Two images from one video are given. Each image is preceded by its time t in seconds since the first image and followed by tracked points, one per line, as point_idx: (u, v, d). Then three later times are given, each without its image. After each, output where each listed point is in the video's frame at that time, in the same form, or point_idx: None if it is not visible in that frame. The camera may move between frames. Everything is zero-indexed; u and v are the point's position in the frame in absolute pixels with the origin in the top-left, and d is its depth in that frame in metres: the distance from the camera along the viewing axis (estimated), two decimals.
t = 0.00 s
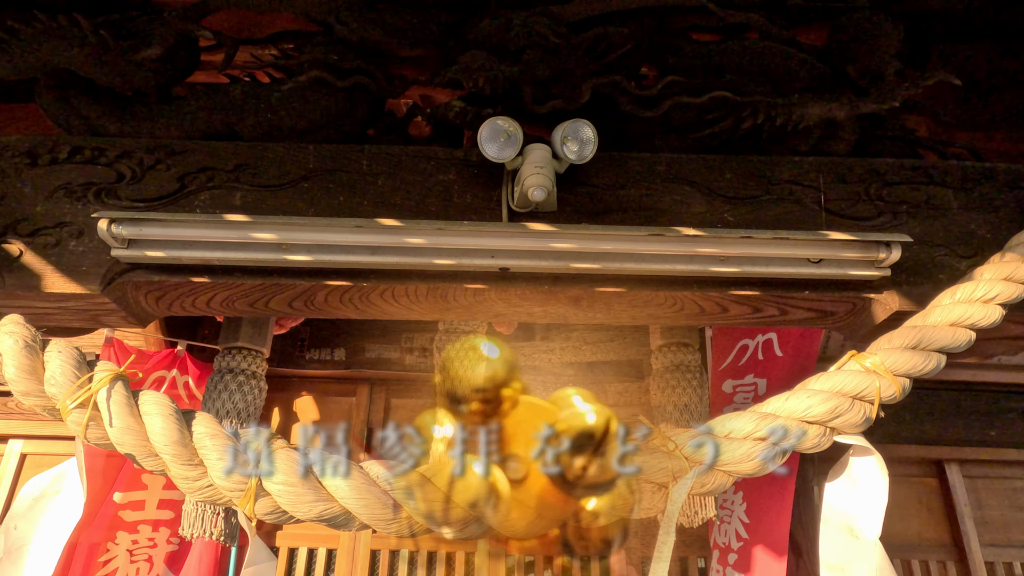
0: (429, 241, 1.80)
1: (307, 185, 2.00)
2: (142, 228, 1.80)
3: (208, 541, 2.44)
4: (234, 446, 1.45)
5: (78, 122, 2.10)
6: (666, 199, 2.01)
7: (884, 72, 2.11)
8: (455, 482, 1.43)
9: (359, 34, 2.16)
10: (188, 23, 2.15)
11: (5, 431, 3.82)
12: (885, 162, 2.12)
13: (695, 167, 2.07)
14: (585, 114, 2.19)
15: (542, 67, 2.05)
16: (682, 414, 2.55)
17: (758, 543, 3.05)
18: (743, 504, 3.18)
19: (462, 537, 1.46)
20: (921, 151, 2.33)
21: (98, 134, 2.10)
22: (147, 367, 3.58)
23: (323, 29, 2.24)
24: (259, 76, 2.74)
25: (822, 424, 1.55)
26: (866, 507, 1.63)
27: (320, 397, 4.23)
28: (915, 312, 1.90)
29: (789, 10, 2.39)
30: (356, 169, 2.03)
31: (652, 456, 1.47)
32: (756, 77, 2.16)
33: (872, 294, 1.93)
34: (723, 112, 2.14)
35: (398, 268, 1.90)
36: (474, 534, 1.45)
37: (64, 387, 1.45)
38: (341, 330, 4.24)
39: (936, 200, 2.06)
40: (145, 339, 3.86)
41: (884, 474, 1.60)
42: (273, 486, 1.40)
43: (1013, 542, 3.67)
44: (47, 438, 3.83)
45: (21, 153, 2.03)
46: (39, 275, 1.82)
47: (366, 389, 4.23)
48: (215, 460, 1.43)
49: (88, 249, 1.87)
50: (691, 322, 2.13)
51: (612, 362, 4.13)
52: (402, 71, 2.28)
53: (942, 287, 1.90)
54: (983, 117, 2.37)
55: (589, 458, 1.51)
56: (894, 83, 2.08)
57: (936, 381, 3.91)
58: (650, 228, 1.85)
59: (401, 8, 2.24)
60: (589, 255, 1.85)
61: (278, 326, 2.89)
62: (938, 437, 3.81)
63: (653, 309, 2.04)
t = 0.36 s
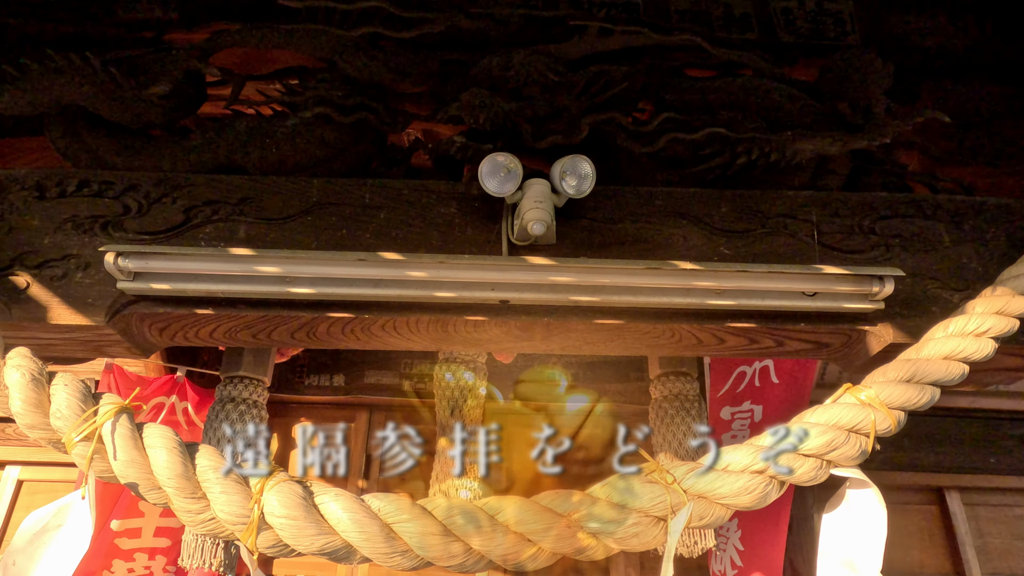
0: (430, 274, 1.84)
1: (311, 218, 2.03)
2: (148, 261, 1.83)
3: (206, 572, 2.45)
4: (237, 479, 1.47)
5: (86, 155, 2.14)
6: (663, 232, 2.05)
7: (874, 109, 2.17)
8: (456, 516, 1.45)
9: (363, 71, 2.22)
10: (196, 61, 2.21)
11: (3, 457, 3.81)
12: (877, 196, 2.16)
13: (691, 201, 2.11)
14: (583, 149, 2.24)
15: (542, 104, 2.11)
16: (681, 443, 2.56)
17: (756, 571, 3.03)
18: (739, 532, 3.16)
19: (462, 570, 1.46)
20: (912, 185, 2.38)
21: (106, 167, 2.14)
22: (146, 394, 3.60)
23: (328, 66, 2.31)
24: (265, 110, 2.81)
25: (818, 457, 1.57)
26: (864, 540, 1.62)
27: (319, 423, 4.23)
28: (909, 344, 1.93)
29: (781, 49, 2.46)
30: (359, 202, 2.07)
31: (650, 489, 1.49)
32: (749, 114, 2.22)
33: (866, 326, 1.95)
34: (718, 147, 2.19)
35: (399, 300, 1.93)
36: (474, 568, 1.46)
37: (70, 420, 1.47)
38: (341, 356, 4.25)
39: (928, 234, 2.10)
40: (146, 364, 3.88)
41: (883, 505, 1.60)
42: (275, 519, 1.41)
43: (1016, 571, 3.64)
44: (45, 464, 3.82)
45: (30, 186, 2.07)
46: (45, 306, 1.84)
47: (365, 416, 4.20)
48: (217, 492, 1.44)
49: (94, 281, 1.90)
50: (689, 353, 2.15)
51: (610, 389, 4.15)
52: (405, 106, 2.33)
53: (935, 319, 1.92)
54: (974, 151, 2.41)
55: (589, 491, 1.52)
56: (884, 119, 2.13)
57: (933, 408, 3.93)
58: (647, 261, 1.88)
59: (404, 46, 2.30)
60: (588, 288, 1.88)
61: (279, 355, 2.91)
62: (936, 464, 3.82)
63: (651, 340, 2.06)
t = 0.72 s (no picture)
0: (435, 295, 1.85)
1: (316, 238, 2.05)
2: (154, 281, 1.83)
3: None
4: (243, 501, 1.46)
5: (93, 176, 2.16)
6: (666, 253, 2.06)
7: (873, 132, 2.20)
8: (463, 538, 1.45)
9: (370, 94, 2.24)
10: (204, 84, 2.24)
11: None
12: (878, 218, 2.19)
13: (694, 222, 2.13)
14: (586, 170, 2.26)
15: (546, 127, 2.13)
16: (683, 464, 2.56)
17: None
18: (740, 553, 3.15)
19: None
20: (912, 207, 2.41)
21: (113, 188, 2.16)
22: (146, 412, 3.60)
23: (335, 89, 2.34)
24: (270, 131, 2.84)
25: (823, 479, 1.57)
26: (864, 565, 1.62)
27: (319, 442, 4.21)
28: (911, 366, 1.94)
29: (780, 73, 2.50)
30: (364, 223, 2.09)
31: (656, 511, 1.49)
32: (751, 136, 2.25)
33: (868, 347, 1.96)
34: (720, 169, 2.21)
35: (403, 321, 1.94)
36: None
37: (76, 442, 1.47)
38: (341, 374, 4.25)
39: (928, 256, 2.11)
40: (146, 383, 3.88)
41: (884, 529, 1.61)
42: (280, 541, 1.41)
43: None
44: (41, 483, 3.79)
45: (37, 206, 2.08)
46: (51, 326, 1.84)
47: (364, 433, 4.21)
48: (223, 514, 1.44)
49: (100, 300, 1.91)
50: (692, 373, 2.15)
51: (610, 407, 4.15)
52: (410, 128, 2.35)
53: (937, 340, 1.94)
54: (972, 174, 2.44)
55: (594, 513, 1.52)
56: (882, 142, 2.16)
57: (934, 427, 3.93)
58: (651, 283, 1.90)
59: (410, 70, 2.34)
60: (592, 309, 1.89)
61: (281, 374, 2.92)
62: (937, 484, 3.81)
63: (654, 360, 2.07)
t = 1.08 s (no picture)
0: (430, 311, 1.86)
1: (313, 254, 2.06)
2: (150, 297, 1.84)
3: None
4: (236, 517, 1.46)
5: (91, 192, 2.17)
6: (660, 269, 2.08)
7: (864, 149, 2.23)
8: (455, 555, 1.45)
9: (366, 110, 2.26)
10: (202, 101, 2.26)
11: None
12: (870, 234, 2.20)
13: (687, 238, 2.15)
14: (581, 186, 2.28)
15: (540, 143, 2.15)
16: (679, 479, 2.56)
17: None
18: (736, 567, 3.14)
19: None
20: (904, 222, 2.42)
21: (110, 203, 2.17)
22: (142, 426, 3.60)
23: (332, 105, 2.36)
24: (268, 146, 2.86)
25: (816, 496, 1.57)
26: None
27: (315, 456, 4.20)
28: (904, 381, 1.95)
29: (773, 89, 2.53)
30: (360, 239, 2.10)
31: (650, 528, 1.49)
32: (743, 153, 2.27)
33: (861, 362, 1.97)
34: (713, 186, 2.23)
35: (398, 336, 1.95)
36: None
37: (70, 458, 1.47)
38: (338, 387, 4.26)
39: (920, 271, 2.13)
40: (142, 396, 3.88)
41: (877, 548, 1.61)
42: (273, 559, 1.41)
43: None
44: (36, 497, 3.78)
45: (35, 222, 2.09)
46: (47, 342, 1.85)
47: (361, 446, 4.20)
48: (216, 531, 1.43)
49: (96, 316, 1.92)
50: (686, 388, 2.16)
51: (606, 421, 4.15)
52: (406, 144, 2.38)
53: (929, 356, 1.95)
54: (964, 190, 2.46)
55: (587, 530, 1.52)
56: (874, 159, 2.18)
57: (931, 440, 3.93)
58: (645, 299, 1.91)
59: (406, 86, 2.36)
60: (586, 325, 1.90)
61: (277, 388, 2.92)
62: (935, 498, 3.81)
63: (648, 375, 2.08)
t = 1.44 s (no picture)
0: (426, 318, 1.86)
1: (310, 262, 2.07)
2: (147, 304, 1.85)
3: None
4: (230, 526, 1.46)
5: (88, 200, 2.18)
6: (657, 276, 2.08)
7: (859, 157, 2.23)
8: (450, 562, 1.45)
9: (363, 118, 2.27)
10: (199, 109, 2.26)
11: None
12: (866, 242, 2.21)
13: (683, 246, 2.15)
14: (577, 194, 2.29)
15: (537, 152, 2.16)
16: (676, 488, 2.55)
17: None
18: None
19: None
20: (901, 230, 2.43)
21: (107, 211, 2.18)
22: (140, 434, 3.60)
23: (329, 114, 2.37)
24: (267, 155, 2.87)
25: (812, 503, 1.57)
26: None
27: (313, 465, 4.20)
28: (900, 389, 1.95)
29: (768, 99, 2.54)
30: (356, 247, 2.10)
31: (645, 536, 1.48)
32: (739, 161, 2.27)
33: (858, 370, 1.97)
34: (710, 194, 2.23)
35: (394, 344, 1.95)
36: None
37: (64, 466, 1.47)
38: (336, 395, 4.26)
39: (916, 279, 2.13)
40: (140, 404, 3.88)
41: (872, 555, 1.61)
42: (266, 568, 1.40)
43: None
44: (32, 506, 3.76)
45: (32, 230, 2.10)
46: (43, 350, 1.85)
47: (359, 454, 4.19)
48: (209, 540, 1.43)
49: (92, 324, 1.92)
50: (682, 396, 2.16)
51: (605, 429, 4.14)
52: (403, 153, 2.39)
53: (925, 363, 1.95)
54: (959, 198, 2.46)
55: (582, 538, 1.51)
56: (869, 167, 2.19)
57: (930, 448, 3.92)
58: (641, 306, 1.91)
59: (404, 95, 2.38)
60: (582, 332, 1.90)
61: (274, 396, 2.91)
62: (934, 506, 3.80)
63: (644, 383, 2.08)
